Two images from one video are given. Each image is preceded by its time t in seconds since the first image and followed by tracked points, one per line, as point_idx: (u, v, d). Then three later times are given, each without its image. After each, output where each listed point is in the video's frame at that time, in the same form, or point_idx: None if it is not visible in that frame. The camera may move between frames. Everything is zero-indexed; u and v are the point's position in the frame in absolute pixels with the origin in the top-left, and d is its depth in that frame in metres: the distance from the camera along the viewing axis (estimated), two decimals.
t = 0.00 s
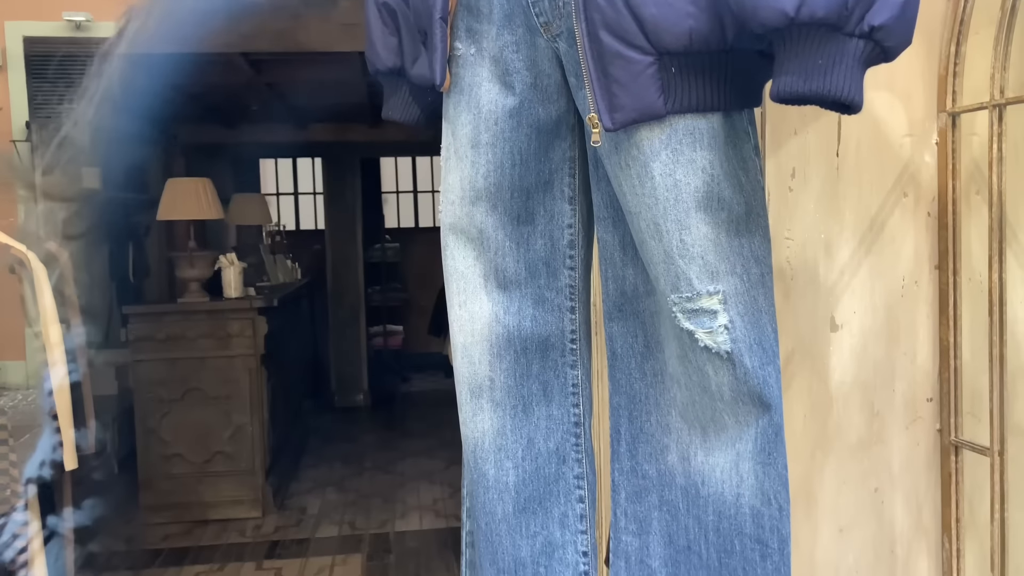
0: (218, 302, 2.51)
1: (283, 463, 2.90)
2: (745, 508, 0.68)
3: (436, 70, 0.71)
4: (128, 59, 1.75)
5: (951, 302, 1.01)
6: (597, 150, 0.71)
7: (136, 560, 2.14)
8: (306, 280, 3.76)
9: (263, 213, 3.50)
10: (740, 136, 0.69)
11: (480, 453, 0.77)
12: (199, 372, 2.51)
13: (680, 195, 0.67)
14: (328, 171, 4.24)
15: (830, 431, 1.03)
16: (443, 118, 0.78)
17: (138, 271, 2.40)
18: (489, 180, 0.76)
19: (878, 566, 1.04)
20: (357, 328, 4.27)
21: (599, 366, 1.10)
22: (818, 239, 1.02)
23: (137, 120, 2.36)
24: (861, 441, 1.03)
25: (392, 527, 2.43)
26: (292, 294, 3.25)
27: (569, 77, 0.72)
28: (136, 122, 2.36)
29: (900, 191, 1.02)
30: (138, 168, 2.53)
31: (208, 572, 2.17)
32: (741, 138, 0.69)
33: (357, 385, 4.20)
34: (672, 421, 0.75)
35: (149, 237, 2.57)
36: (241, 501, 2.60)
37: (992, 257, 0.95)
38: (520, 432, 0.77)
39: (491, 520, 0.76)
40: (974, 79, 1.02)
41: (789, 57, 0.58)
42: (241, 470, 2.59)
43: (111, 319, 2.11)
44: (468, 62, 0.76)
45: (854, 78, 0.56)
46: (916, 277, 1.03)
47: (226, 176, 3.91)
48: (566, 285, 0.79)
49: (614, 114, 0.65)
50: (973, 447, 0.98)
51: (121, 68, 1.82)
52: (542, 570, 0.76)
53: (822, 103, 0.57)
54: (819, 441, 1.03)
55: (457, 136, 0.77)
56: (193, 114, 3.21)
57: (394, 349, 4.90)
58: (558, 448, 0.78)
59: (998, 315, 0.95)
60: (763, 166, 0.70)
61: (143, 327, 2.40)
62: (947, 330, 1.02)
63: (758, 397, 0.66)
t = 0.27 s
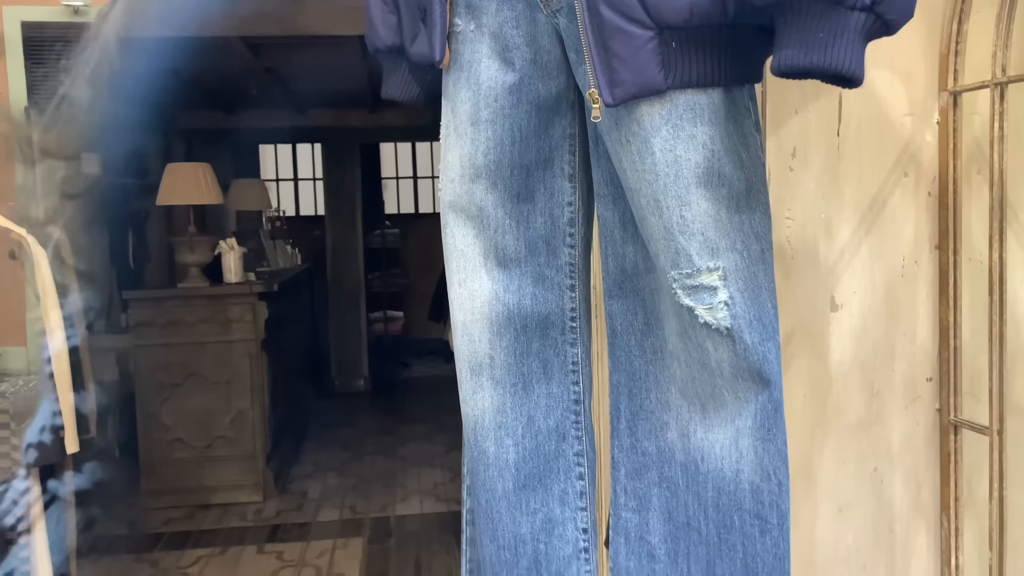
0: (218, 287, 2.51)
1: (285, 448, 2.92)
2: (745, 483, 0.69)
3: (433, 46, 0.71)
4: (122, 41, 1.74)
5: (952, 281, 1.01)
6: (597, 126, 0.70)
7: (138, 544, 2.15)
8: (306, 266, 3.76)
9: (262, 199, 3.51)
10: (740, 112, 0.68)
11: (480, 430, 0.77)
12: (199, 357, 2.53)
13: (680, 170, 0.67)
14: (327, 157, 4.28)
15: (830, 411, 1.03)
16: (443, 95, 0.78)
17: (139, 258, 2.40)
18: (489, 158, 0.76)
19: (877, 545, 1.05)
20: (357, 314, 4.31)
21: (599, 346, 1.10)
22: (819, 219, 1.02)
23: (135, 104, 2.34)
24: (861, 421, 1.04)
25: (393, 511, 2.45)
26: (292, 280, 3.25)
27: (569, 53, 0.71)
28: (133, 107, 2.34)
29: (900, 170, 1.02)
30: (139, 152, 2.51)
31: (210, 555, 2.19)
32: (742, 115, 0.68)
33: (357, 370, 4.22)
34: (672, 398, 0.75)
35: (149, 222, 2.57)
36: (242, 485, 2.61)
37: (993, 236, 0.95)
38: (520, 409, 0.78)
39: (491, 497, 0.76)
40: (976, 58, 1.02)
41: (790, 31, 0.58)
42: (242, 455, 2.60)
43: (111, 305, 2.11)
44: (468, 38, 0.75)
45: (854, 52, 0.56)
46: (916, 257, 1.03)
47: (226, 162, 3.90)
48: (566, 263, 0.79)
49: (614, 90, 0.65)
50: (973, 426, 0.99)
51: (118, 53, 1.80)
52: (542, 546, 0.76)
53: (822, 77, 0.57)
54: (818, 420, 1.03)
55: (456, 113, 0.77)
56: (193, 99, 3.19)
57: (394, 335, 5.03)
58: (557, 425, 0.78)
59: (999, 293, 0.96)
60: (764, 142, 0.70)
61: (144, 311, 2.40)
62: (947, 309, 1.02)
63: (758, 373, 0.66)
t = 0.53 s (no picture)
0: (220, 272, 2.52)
1: (286, 432, 2.93)
2: (746, 459, 0.69)
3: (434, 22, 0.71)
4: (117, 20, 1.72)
5: (954, 262, 1.01)
6: (599, 101, 0.70)
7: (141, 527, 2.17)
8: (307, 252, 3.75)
9: (264, 184, 3.51)
10: (743, 87, 0.68)
11: (481, 408, 0.78)
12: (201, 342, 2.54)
13: (683, 146, 0.66)
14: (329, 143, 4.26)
15: (831, 391, 1.03)
16: (444, 71, 0.78)
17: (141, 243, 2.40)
18: (490, 134, 0.76)
19: (877, 525, 1.05)
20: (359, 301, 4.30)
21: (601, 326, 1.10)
22: (822, 199, 1.01)
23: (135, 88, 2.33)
24: (862, 401, 1.04)
25: (395, 495, 2.46)
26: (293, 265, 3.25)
27: (571, 29, 0.71)
28: (134, 90, 2.33)
29: (903, 150, 1.02)
30: (139, 137, 2.50)
31: (213, 539, 2.21)
32: (744, 90, 0.68)
33: (359, 356, 4.23)
34: (673, 374, 0.75)
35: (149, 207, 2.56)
36: (245, 469, 2.63)
37: (996, 215, 0.95)
38: (522, 387, 0.78)
39: (493, 474, 0.77)
40: (981, 37, 1.01)
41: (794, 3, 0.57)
42: (244, 439, 2.62)
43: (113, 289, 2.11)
44: (469, 14, 0.75)
45: (859, 25, 0.55)
46: (919, 237, 1.03)
47: (227, 148, 3.90)
48: (568, 241, 0.79)
49: (616, 64, 0.64)
50: (974, 406, 0.99)
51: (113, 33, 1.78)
52: (543, 523, 0.76)
53: (826, 50, 0.57)
54: (820, 401, 1.03)
55: (458, 90, 0.76)
56: (194, 83, 3.18)
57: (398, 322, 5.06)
58: (559, 403, 0.79)
59: (1001, 273, 0.95)
60: (766, 118, 0.69)
61: (145, 296, 2.41)
62: (949, 290, 1.01)
63: (759, 349, 0.66)
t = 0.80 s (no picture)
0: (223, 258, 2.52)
1: (291, 418, 2.95)
2: (748, 440, 0.69)
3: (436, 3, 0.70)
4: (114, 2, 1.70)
5: (959, 246, 1.00)
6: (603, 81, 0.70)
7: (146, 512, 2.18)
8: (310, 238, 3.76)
9: (267, 171, 3.50)
10: (748, 67, 0.68)
11: (485, 390, 0.78)
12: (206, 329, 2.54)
13: (687, 126, 0.66)
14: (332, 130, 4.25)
15: (834, 375, 1.04)
16: (448, 52, 0.78)
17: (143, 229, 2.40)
18: (494, 115, 0.76)
19: (880, 508, 1.05)
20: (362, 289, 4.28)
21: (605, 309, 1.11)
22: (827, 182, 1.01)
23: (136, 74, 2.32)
24: (865, 385, 1.04)
25: (398, 481, 2.47)
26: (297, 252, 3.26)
27: (575, 9, 0.71)
28: (134, 77, 2.32)
29: (908, 133, 1.01)
30: (142, 123, 2.50)
31: (217, 524, 2.22)
32: (748, 69, 0.68)
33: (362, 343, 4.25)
34: (676, 356, 0.75)
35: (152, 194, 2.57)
36: (250, 456, 2.64)
37: (1001, 197, 0.94)
38: (525, 369, 0.78)
39: (496, 456, 0.77)
40: (988, 19, 0.99)
41: None
42: (249, 426, 2.63)
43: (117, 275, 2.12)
44: None
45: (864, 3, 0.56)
46: (924, 221, 1.02)
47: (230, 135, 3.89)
48: (571, 223, 0.78)
49: (620, 43, 0.63)
50: (977, 390, 0.99)
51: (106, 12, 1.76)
52: (546, 504, 0.76)
53: (832, 28, 0.56)
54: (823, 384, 1.04)
55: (461, 70, 0.76)
56: (196, 70, 3.18)
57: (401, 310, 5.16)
58: (562, 385, 0.78)
59: (1005, 256, 0.95)
60: (771, 98, 0.69)
61: (149, 283, 2.43)
62: (954, 274, 1.00)
63: (763, 330, 0.66)
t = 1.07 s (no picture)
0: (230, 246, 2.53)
1: (297, 406, 2.96)
2: (754, 422, 0.69)
3: None
4: None
5: (966, 232, 0.99)
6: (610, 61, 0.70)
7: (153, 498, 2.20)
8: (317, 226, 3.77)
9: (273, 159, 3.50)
10: (755, 47, 0.67)
11: (491, 371, 0.78)
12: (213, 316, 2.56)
13: (694, 106, 0.65)
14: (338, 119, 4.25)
15: (840, 360, 1.04)
16: (456, 35, 0.78)
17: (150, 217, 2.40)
18: (500, 97, 0.76)
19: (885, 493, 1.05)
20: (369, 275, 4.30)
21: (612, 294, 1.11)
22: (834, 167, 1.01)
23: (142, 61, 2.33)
24: (871, 370, 1.04)
25: (404, 468, 2.49)
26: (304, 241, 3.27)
27: None
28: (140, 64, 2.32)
29: (916, 118, 1.00)
30: (148, 111, 2.50)
31: (224, 510, 2.23)
32: (756, 49, 0.67)
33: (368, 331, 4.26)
34: (683, 338, 0.75)
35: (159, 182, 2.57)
36: (255, 442, 2.65)
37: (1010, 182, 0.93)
38: (531, 351, 0.78)
39: (502, 437, 0.78)
40: None
41: None
42: (256, 413, 2.64)
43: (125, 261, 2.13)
44: None
45: None
46: (931, 206, 1.01)
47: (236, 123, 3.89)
48: (577, 205, 0.78)
49: (627, 23, 0.64)
50: (984, 374, 0.98)
51: None
52: (552, 486, 0.77)
53: (838, 7, 0.56)
54: (829, 369, 1.04)
55: (469, 52, 0.77)
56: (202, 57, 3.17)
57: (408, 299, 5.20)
58: (568, 367, 0.78)
59: (1014, 240, 0.94)
60: (779, 79, 0.68)
61: (157, 269, 2.45)
62: (961, 260, 1.00)
63: (769, 311, 0.66)
